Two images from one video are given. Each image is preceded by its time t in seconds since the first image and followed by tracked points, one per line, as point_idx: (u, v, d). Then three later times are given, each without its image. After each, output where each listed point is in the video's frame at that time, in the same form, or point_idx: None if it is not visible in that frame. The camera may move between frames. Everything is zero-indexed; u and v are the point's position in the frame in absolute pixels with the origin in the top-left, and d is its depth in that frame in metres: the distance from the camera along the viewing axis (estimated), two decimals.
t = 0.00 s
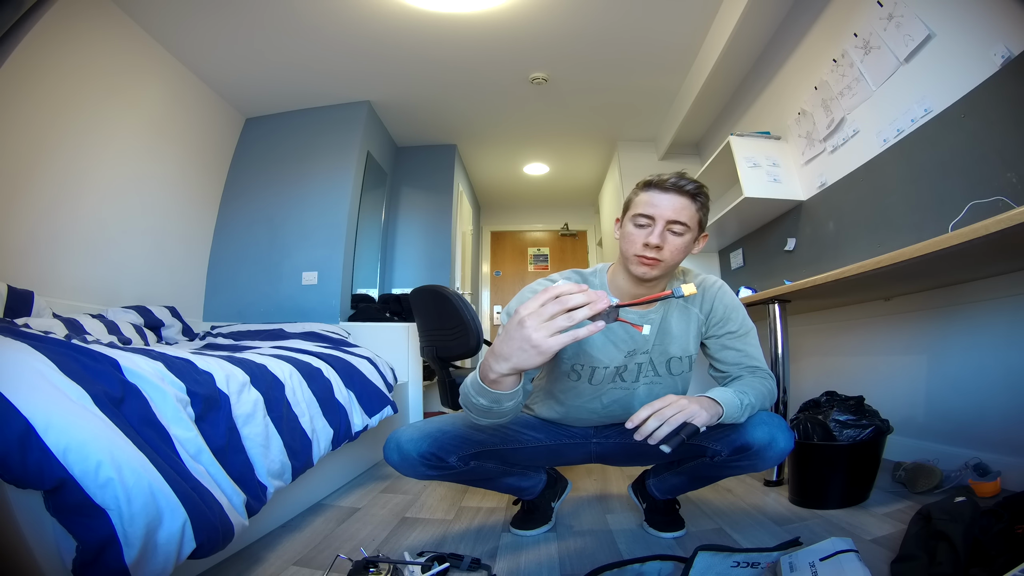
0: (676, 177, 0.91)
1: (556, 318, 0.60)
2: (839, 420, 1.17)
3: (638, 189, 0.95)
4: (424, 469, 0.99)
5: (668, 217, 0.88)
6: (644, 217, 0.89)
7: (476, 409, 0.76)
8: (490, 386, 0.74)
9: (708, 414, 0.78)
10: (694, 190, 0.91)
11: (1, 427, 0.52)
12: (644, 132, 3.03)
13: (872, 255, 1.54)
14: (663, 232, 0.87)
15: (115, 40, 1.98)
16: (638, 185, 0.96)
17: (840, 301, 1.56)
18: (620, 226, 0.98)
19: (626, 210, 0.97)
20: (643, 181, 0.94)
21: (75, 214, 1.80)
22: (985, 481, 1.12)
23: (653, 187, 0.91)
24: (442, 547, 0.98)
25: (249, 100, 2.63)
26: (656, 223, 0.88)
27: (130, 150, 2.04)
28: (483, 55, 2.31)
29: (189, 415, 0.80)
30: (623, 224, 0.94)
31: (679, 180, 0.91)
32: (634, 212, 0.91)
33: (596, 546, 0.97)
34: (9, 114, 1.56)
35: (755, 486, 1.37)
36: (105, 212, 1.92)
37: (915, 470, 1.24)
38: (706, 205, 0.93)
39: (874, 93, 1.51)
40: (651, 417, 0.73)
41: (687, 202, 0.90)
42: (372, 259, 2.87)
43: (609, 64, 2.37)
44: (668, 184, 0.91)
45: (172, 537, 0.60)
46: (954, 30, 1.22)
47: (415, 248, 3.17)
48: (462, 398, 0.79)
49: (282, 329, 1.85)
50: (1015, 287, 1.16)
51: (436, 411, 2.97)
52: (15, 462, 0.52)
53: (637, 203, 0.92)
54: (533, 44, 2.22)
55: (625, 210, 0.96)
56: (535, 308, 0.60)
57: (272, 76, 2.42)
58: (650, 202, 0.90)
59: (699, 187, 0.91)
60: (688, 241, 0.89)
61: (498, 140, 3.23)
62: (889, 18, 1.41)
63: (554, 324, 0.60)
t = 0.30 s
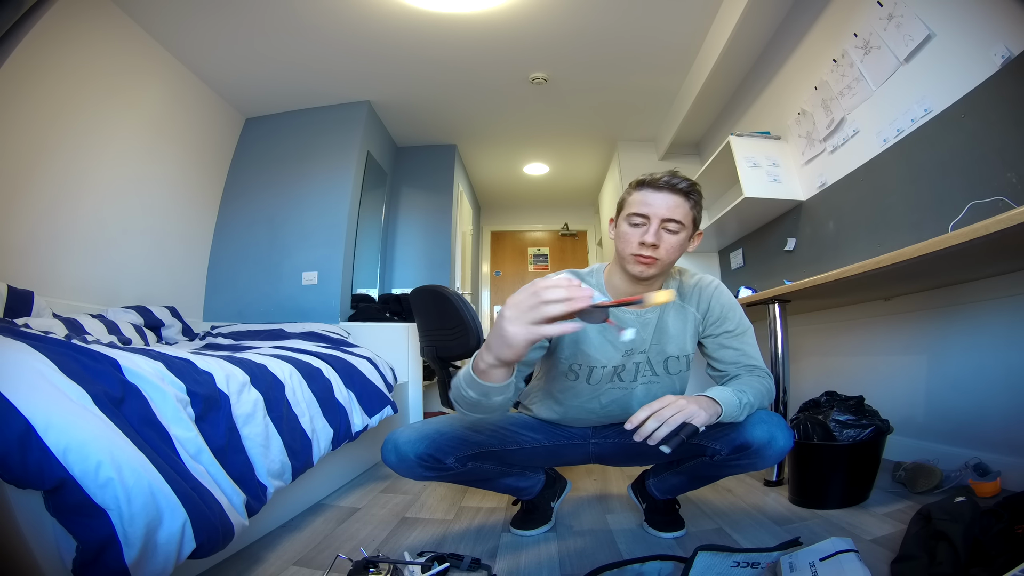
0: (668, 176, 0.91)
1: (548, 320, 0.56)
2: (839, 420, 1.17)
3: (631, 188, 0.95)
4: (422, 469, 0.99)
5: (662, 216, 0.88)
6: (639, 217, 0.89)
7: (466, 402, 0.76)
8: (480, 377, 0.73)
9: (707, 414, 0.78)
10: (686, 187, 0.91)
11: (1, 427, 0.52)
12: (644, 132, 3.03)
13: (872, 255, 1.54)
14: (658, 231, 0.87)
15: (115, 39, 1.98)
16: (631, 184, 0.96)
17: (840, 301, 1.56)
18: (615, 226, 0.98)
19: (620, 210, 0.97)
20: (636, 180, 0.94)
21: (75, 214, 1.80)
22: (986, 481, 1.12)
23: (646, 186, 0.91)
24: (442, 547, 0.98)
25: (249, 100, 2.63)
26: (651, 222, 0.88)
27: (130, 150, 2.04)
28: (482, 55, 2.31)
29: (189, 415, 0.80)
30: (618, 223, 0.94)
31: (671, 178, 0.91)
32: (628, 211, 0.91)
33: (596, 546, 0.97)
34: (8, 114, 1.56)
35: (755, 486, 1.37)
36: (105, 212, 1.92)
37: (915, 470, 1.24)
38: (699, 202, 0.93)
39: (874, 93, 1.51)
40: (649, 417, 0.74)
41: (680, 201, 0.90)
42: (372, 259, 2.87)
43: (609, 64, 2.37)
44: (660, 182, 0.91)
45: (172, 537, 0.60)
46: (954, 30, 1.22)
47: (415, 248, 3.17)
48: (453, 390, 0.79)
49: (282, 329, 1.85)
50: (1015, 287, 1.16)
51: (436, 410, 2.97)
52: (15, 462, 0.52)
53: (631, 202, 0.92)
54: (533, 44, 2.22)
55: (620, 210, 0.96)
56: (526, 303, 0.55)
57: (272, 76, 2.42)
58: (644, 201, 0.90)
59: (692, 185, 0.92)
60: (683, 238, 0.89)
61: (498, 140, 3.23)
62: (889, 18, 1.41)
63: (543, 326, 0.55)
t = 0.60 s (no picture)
0: (662, 174, 0.91)
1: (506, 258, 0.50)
2: (839, 420, 1.17)
3: (625, 190, 0.95)
4: (418, 466, 0.99)
5: (665, 214, 0.88)
6: (642, 216, 0.88)
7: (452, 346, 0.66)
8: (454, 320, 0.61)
9: (678, 417, 0.80)
10: (681, 184, 0.92)
11: (1, 427, 0.53)
12: (644, 132, 3.03)
13: (872, 255, 1.54)
14: (663, 230, 0.87)
15: (115, 40, 1.98)
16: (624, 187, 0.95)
17: (840, 301, 1.56)
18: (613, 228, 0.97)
19: (617, 212, 0.96)
20: (630, 181, 0.94)
21: (75, 214, 1.80)
22: (986, 481, 1.12)
23: (643, 186, 0.91)
24: (441, 546, 0.98)
25: (249, 100, 2.63)
26: (655, 221, 0.88)
27: (130, 150, 2.04)
28: (482, 55, 2.31)
29: (189, 415, 0.80)
30: (618, 226, 0.93)
31: (666, 177, 0.91)
32: (629, 212, 0.90)
33: (596, 546, 0.96)
34: (8, 115, 1.56)
35: (754, 486, 1.37)
36: (106, 212, 1.92)
37: (915, 470, 1.24)
38: (694, 197, 0.94)
39: (874, 93, 1.51)
40: (618, 425, 0.78)
41: (678, 198, 0.90)
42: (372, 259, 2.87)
43: (609, 64, 2.37)
44: (656, 182, 0.90)
45: (172, 537, 0.60)
46: (954, 30, 1.22)
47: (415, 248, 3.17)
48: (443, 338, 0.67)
49: (282, 329, 1.85)
50: (1016, 287, 1.16)
51: (436, 410, 2.97)
52: (15, 462, 0.52)
53: (629, 203, 0.91)
54: (533, 44, 2.22)
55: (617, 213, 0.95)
56: (527, 236, 0.52)
57: (272, 76, 2.42)
58: (644, 201, 0.90)
59: (686, 182, 0.92)
60: (685, 235, 0.90)
61: (498, 140, 3.23)
62: (889, 18, 1.41)
63: (485, 255, 0.49)
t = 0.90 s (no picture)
0: (669, 179, 0.92)
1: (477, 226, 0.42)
2: (839, 420, 1.17)
3: (632, 197, 0.96)
4: (416, 464, 0.99)
5: (674, 219, 0.89)
6: (651, 222, 0.89)
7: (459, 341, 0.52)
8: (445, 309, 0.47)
9: (682, 397, 0.78)
10: (688, 190, 0.93)
11: (1, 427, 0.53)
12: (644, 132, 3.03)
13: (872, 255, 1.54)
14: (673, 234, 0.88)
15: (115, 40, 1.99)
16: (632, 193, 0.96)
17: (840, 301, 1.56)
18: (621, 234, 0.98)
19: (625, 218, 0.97)
20: (638, 187, 0.95)
21: (75, 214, 1.80)
22: (986, 481, 1.12)
23: (651, 192, 0.92)
24: (441, 547, 0.98)
25: (249, 100, 2.63)
26: (664, 226, 0.89)
27: (130, 150, 2.04)
28: (482, 55, 2.31)
29: (189, 415, 0.80)
30: (626, 232, 0.94)
31: (674, 182, 0.92)
32: (638, 218, 0.91)
33: (596, 546, 0.96)
34: (8, 115, 1.56)
35: (754, 486, 1.37)
36: (106, 212, 1.92)
37: (915, 470, 1.24)
38: (699, 204, 0.96)
39: (874, 93, 1.51)
40: (625, 404, 0.71)
41: (686, 203, 0.91)
42: (372, 259, 2.87)
43: (609, 64, 2.37)
44: (664, 187, 0.92)
45: (172, 537, 0.60)
46: (954, 30, 1.22)
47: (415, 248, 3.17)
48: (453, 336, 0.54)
49: (282, 329, 1.85)
50: (1016, 287, 1.16)
51: (436, 410, 2.97)
52: (15, 462, 0.52)
53: (638, 208, 0.92)
54: (533, 44, 2.22)
55: (624, 219, 0.96)
56: (513, 201, 0.42)
57: (272, 76, 2.42)
58: (653, 206, 0.91)
59: (692, 188, 0.94)
60: (693, 240, 0.91)
61: (498, 140, 3.23)
62: (890, 18, 1.41)
63: (453, 219, 0.42)
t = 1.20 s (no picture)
0: (668, 178, 0.96)
1: (452, 190, 0.38)
2: (839, 420, 1.17)
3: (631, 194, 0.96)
4: (422, 464, 0.99)
5: (680, 212, 0.90)
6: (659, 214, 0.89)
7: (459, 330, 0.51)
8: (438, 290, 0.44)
9: (700, 391, 0.84)
10: (683, 189, 0.97)
11: (1, 427, 0.53)
12: (644, 132, 3.03)
13: (872, 255, 1.53)
14: (682, 226, 0.89)
15: (116, 40, 1.99)
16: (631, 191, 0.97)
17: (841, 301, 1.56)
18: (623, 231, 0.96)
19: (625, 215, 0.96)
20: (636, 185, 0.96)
21: (75, 214, 1.80)
22: (986, 481, 1.12)
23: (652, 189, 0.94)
24: (442, 547, 0.98)
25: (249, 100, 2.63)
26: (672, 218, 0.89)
27: (130, 150, 2.04)
28: (482, 55, 2.31)
29: (189, 415, 0.80)
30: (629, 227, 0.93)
31: (671, 181, 0.96)
32: (643, 212, 0.91)
33: (596, 546, 0.96)
34: (8, 116, 1.56)
35: (754, 486, 1.37)
36: (106, 212, 1.92)
37: (915, 470, 1.24)
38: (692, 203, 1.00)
39: (874, 93, 1.51)
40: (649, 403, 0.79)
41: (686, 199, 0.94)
42: (372, 259, 2.86)
43: (609, 64, 2.37)
44: (663, 184, 0.94)
45: (172, 537, 0.60)
46: (954, 30, 1.22)
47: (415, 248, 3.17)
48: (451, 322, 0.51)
49: (282, 329, 1.85)
50: (1016, 287, 1.16)
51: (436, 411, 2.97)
52: (15, 462, 0.52)
53: (642, 203, 0.92)
54: (533, 43, 2.22)
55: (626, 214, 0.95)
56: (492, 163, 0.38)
57: (272, 76, 2.42)
58: (657, 199, 0.91)
59: (687, 187, 0.98)
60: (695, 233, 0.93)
61: (498, 140, 3.23)
62: (890, 18, 1.41)
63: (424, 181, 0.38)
